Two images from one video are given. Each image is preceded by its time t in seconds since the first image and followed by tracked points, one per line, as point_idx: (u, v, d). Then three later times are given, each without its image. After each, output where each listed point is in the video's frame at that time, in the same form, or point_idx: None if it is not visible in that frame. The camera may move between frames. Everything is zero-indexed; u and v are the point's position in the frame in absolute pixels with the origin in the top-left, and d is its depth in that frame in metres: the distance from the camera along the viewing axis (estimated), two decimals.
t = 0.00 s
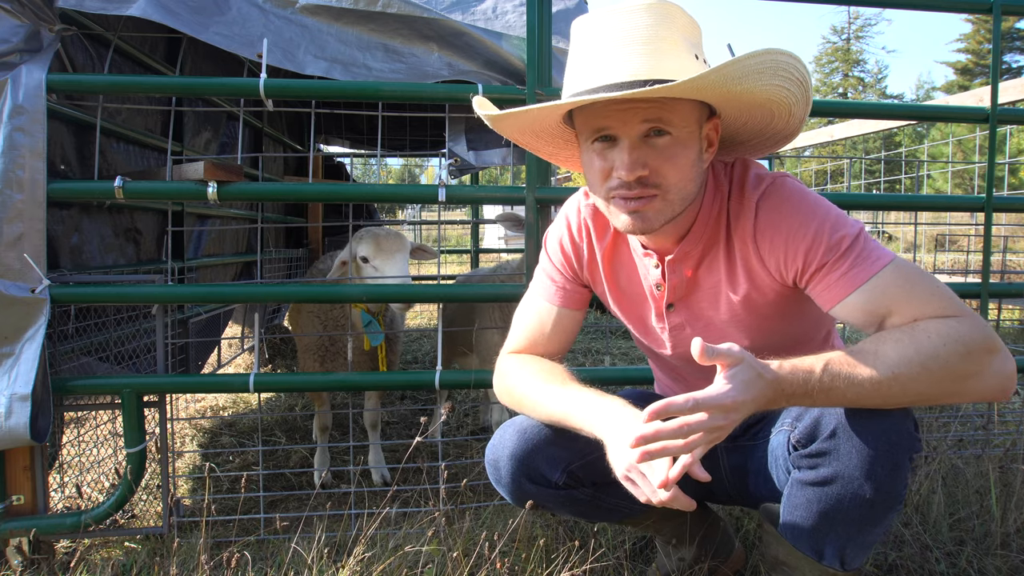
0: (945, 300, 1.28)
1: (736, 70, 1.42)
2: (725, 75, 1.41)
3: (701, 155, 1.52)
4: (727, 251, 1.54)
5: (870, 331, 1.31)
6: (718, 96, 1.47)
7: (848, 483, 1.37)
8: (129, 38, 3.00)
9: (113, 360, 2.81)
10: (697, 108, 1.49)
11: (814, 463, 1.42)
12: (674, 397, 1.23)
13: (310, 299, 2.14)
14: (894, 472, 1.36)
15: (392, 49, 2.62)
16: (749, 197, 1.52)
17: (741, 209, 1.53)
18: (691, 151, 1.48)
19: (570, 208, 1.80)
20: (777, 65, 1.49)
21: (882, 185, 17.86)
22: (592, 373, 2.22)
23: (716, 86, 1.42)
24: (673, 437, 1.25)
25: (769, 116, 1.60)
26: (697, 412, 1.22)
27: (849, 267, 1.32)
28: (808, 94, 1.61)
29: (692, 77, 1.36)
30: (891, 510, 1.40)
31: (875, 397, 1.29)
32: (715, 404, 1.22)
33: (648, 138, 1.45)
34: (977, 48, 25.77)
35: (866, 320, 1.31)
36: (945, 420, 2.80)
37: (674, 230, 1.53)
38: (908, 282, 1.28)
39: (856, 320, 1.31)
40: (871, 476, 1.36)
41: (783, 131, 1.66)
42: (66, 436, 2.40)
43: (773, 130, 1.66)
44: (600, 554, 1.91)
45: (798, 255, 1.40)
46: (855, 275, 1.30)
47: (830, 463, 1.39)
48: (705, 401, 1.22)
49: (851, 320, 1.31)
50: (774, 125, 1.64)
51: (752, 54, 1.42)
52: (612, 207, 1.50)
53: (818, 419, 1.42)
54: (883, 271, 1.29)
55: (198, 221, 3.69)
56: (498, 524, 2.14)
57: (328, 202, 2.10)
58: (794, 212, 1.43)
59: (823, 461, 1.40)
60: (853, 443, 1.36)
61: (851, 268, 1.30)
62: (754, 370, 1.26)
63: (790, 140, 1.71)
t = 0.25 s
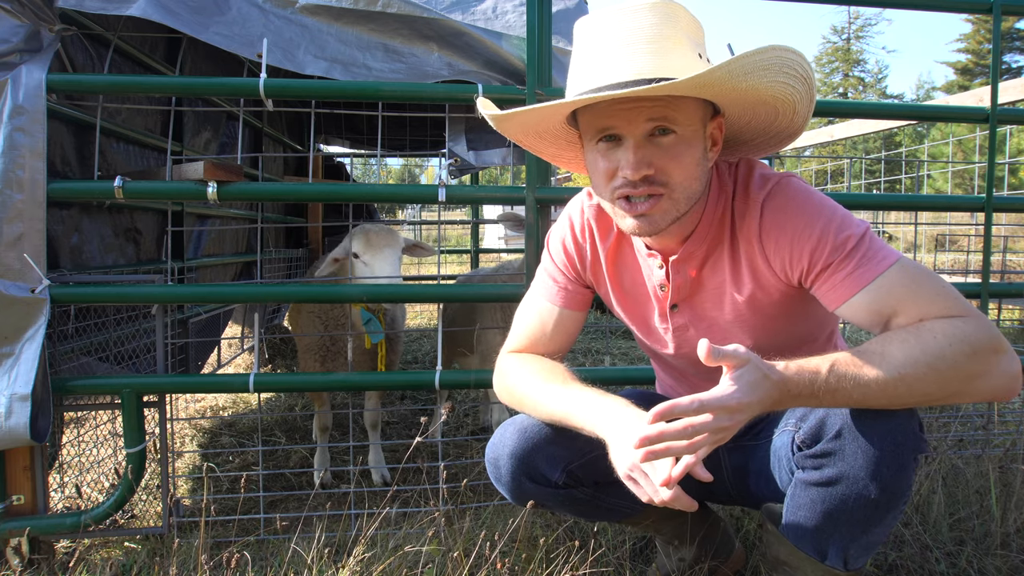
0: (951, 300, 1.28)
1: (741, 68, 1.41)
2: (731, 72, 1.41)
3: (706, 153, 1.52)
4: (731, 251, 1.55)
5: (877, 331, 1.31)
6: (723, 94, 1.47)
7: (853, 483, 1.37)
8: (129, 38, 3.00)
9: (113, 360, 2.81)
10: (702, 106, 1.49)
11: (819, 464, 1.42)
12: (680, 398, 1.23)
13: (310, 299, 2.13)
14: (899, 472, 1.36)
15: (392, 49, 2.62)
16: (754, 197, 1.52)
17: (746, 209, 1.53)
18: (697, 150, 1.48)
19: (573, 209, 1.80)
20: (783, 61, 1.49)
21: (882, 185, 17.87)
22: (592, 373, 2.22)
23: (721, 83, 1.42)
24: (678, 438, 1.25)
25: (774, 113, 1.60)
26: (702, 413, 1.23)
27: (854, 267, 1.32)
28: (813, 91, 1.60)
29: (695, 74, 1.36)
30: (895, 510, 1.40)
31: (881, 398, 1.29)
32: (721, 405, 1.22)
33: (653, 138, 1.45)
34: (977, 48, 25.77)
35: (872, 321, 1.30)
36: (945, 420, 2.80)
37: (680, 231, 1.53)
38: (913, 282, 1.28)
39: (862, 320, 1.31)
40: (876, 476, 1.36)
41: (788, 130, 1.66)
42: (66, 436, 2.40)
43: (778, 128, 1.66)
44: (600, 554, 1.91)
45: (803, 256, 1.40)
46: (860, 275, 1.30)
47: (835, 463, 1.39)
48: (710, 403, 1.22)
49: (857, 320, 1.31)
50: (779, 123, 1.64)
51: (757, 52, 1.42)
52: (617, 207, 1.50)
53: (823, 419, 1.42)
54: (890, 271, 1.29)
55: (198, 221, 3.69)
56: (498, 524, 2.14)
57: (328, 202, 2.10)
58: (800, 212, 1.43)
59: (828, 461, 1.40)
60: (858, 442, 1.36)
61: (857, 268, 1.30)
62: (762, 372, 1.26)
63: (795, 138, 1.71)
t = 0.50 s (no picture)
0: (950, 299, 1.27)
1: (739, 61, 1.41)
2: (729, 65, 1.41)
3: (707, 151, 1.51)
4: (734, 251, 1.55)
5: (876, 332, 1.30)
6: (722, 88, 1.47)
7: (855, 483, 1.37)
8: (129, 38, 3.00)
9: (113, 360, 2.81)
10: (702, 102, 1.49)
11: (821, 463, 1.41)
12: (681, 389, 1.17)
13: (310, 299, 2.14)
14: (901, 472, 1.36)
15: (392, 49, 2.62)
16: (757, 196, 1.52)
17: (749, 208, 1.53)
18: (698, 148, 1.48)
19: (571, 217, 1.80)
20: (782, 56, 1.49)
21: (882, 185, 17.87)
22: (592, 373, 2.22)
23: (719, 77, 1.42)
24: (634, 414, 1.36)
25: (776, 109, 1.60)
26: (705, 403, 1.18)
27: (856, 266, 1.32)
28: (815, 87, 1.60)
29: (692, 69, 1.36)
30: (896, 509, 1.40)
31: (882, 399, 1.28)
32: (722, 395, 1.19)
33: (653, 135, 1.45)
34: (977, 48, 25.77)
35: (874, 320, 1.30)
36: (945, 420, 2.80)
37: (683, 230, 1.54)
38: (914, 281, 1.28)
39: (863, 319, 1.31)
40: (878, 475, 1.36)
41: (791, 126, 1.66)
42: (66, 436, 2.40)
43: (781, 125, 1.66)
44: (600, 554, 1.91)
45: (806, 255, 1.40)
46: (863, 274, 1.31)
47: (838, 462, 1.39)
48: (712, 393, 1.18)
49: (859, 320, 1.31)
50: (781, 119, 1.63)
51: (754, 45, 1.42)
52: (619, 206, 1.50)
53: (825, 418, 1.42)
54: (892, 271, 1.29)
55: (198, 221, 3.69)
56: (498, 524, 2.14)
57: (328, 202, 2.10)
58: (802, 211, 1.43)
59: (831, 461, 1.40)
60: (861, 442, 1.36)
61: (859, 267, 1.30)
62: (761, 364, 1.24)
63: (799, 134, 1.70)
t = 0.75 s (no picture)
0: (954, 296, 1.26)
1: (731, 56, 1.40)
2: (722, 60, 1.40)
3: (706, 150, 1.51)
4: (738, 248, 1.55)
5: (872, 326, 1.30)
6: (717, 85, 1.47)
7: (855, 480, 1.37)
8: (129, 38, 3.00)
9: (113, 360, 2.81)
10: (698, 101, 1.49)
11: (822, 460, 1.42)
12: (639, 390, 1.21)
13: (310, 299, 2.13)
14: (902, 469, 1.36)
15: (392, 49, 2.62)
16: (761, 192, 1.52)
17: (753, 205, 1.53)
18: (696, 146, 1.48)
19: (569, 225, 1.79)
20: (779, 52, 1.47)
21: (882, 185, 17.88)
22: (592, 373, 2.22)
23: (711, 73, 1.41)
24: (563, 370, 1.40)
25: (776, 105, 1.58)
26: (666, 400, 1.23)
27: (858, 261, 1.32)
28: (817, 85, 1.58)
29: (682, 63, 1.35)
30: (898, 507, 1.39)
31: (872, 391, 1.28)
32: (684, 387, 1.23)
33: (650, 134, 1.46)
34: (977, 49, 25.78)
35: (875, 316, 1.30)
36: (945, 420, 2.80)
37: (686, 230, 1.54)
38: (918, 276, 1.27)
39: (864, 315, 1.31)
40: (880, 472, 1.36)
41: (793, 125, 1.64)
42: (66, 436, 2.40)
43: (783, 122, 1.64)
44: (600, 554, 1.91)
45: (809, 250, 1.40)
46: (864, 269, 1.31)
47: (839, 459, 1.39)
48: (671, 388, 1.22)
49: (859, 315, 1.32)
50: (782, 117, 1.62)
51: (745, 40, 1.40)
52: (618, 202, 1.49)
53: (827, 415, 1.43)
54: (894, 265, 1.29)
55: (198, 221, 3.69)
56: (498, 524, 2.14)
57: (328, 202, 2.10)
58: (805, 207, 1.43)
59: (832, 457, 1.40)
60: (862, 438, 1.36)
61: (860, 262, 1.30)
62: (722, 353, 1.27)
63: (802, 132, 1.69)
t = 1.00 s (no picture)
0: (953, 296, 1.26)
1: (734, 55, 1.40)
2: (726, 59, 1.40)
3: (709, 149, 1.51)
4: (739, 248, 1.55)
5: (867, 322, 1.31)
6: (719, 83, 1.46)
7: (854, 478, 1.37)
8: (129, 38, 3.00)
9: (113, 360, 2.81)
10: (700, 98, 1.49)
11: (821, 458, 1.42)
12: (616, 366, 1.23)
13: (310, 299, 2.13)
14: (901, 466, 1.36)
15: (392, 49, 2.62)
16: (761, 192, 1.53)
17: (753, 205, 1.54)
18: (699, 145, 1.48)
19: (570, 226, 1.80)
20: (782, 51, 1.47)
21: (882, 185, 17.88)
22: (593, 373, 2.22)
23: (713, 71, 1.41)
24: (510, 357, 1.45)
25: (777, 105, 1.59)
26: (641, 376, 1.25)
27: (857, 262, 1.32)
28: (819, 85, 1.58)
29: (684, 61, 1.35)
30: (897, 505, 1.39)
31: (870, 390, 1.29)
32: (659, 365, 1.27)
33: (654, 133, 1.46)
34: (977, 49, 25.78)
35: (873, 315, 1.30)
36: (946, 420, 2.80)
37: (687, 230, 1.54)
38: (917, 276, 1.27)
39: (863, 315, 1.31)
40: (878, 470, 1.36)
41: (794, 124, 1.65)
42: (67, 436, 2.40)
43: (784, 122, 1.65)
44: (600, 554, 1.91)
45: (808, 251, 1.40)
46: (863, 269, 1.31)
47: (837, 457, 1.39)
48: (646, 365, 1.25)
49: (858, 315, 1.32)
50: (783, 116, 1.62)
51: (749, 39, 1.40)
52: (621, 204, 1.50)
53: (825, 413, 1.43)
54: (894, 265, 1.29)
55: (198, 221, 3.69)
56: (498, 524, 2.14)
57: (327, 202, 2.10)
58: (805, 207, 1.43)
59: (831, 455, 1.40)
60: (860, 436, 1.36)
61: (859, 263, 1.31)
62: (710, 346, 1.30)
63: (802, 132, 1.69)
